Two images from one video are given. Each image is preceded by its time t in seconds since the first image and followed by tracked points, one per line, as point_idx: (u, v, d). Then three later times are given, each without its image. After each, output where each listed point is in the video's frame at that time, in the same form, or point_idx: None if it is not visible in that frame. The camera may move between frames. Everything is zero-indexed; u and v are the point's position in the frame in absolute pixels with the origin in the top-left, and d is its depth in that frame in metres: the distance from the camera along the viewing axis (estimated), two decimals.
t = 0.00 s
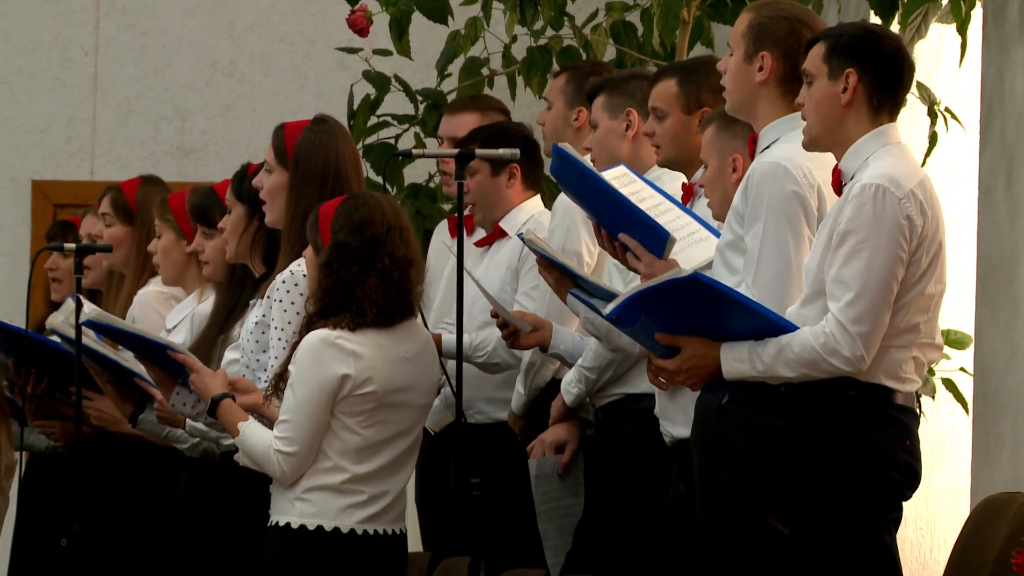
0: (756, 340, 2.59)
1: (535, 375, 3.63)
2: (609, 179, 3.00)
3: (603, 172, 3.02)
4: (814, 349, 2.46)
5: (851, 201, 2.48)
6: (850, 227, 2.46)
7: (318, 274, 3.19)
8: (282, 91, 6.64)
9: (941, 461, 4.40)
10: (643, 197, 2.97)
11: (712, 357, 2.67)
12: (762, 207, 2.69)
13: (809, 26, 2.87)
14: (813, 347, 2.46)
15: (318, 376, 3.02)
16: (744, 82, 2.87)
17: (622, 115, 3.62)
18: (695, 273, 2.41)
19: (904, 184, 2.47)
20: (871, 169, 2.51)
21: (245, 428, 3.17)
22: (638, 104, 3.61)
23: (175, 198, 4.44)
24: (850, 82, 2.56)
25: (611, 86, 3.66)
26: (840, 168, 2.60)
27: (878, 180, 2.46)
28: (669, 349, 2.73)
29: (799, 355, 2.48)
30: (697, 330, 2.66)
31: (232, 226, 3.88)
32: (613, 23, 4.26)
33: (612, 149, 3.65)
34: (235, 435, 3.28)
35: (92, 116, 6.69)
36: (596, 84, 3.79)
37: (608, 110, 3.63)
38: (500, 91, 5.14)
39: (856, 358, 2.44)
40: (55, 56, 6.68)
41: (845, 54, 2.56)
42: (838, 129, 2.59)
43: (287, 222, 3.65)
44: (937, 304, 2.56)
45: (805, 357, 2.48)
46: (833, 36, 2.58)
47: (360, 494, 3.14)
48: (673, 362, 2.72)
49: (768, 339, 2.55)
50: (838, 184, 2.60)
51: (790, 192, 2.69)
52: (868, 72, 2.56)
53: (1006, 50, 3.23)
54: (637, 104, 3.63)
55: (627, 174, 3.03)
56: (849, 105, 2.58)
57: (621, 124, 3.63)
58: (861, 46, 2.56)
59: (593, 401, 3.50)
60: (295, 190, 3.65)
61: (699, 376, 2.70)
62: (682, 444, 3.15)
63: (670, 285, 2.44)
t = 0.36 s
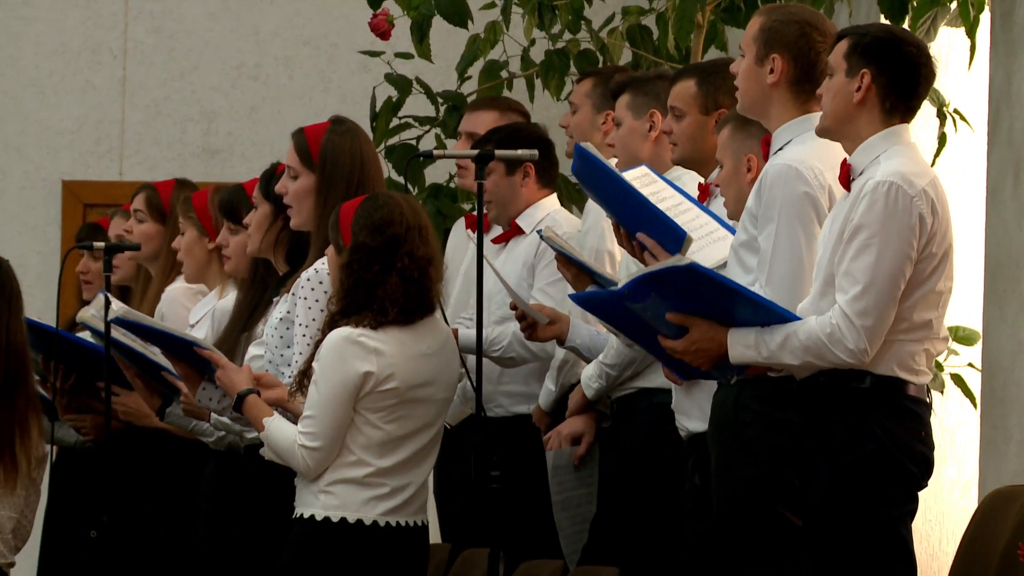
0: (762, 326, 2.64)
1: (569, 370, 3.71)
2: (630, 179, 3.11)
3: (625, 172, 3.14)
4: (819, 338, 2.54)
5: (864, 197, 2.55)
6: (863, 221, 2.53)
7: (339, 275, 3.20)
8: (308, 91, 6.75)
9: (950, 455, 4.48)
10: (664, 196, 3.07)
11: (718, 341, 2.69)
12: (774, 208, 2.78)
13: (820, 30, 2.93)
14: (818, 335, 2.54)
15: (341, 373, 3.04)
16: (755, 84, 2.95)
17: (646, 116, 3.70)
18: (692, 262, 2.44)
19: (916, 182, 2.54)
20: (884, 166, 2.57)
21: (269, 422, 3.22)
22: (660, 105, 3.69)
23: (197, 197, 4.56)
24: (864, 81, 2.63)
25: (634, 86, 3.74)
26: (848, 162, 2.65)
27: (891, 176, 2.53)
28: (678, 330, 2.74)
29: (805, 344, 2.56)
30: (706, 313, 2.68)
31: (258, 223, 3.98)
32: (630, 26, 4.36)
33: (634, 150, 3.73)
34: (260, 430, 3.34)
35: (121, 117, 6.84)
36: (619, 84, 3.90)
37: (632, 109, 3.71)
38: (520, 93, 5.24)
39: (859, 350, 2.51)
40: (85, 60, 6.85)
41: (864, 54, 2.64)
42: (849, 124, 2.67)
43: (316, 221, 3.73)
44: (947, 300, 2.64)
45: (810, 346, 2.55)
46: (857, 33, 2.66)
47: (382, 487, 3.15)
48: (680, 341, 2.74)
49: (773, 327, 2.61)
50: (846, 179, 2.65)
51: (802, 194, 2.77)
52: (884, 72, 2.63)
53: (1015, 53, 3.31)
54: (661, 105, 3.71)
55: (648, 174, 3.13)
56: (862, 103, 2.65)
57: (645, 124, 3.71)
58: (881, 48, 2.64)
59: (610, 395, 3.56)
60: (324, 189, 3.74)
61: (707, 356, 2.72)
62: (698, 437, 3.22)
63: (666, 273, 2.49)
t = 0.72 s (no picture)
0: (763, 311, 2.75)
1: (593, 364, 3.79)
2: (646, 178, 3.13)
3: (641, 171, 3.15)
4: (806, 327, 2.64)
5: (866, 194, 2.63)
6: (863, 216, 2.62)
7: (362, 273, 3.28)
8: (330, 92, 6.88)
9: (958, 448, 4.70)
10: (680, 195, 3.10)
11: (721, 321, 2.80)
12: (789, 206, 2.86)
13: (830, 36, 3.01)
14: (805, 324, 2.64)
15: (365, 370, 3.10)
16: (766, 86, 3.03)
17: (668, 116, 3.78)
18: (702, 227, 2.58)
19: (917, 182, 2.62)
20: (891, 164, 2.65)
21: (294, 418, 3.30)
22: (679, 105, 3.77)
23: (223, 197, 4.66)
24: (882, 84, 2.71)
25: (659, 85, 3.81)
26: (864, 163, 2.74)
27: (892, 176, 2.61)
28: (686, 306, 2.85)
29: (794, 331, 2.66)
30: (713, 293, 2.78)
31: (283, 223, 4.08)
32: (645, 30, 4.43)
33: (654, 147, 3.82)
34: (285, 425, 3.37)
35: (149, 118, 6.99)
36: (645, 80, 4.01)
37: (655, 108, 3.79)
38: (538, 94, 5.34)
39: (842, 341, 2.61)
40: (114, 62, 7.00)
41: (883, 58, 2.72)
42: (865, 125, 2.75)
43: (342, 220, 3.82)
44: (951, 300, 2.70)
45: (799, 333, 2.66)
46: (877, 37, 2.74)
47: (403, 480, 3.21)
48: (687, 316, 2.85)
49: (769, 313, 2.73)
50: (860, 180, 2.75)
51: (815, 193, 2.84)
52: (902, 77, 2.71)
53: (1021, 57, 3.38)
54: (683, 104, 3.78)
55: (662, 174, 3.16)
56: (879, 105, 2.73)
57: (667, 123, 3.79)
58: (898, 53, 2.71)
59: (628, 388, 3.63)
60: (349, 190, 3.83)
61: (709, 335, 2.83)
62: (711, 431, 3.30)
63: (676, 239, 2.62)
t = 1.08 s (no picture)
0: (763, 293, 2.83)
1: (595, 359, 3.93)
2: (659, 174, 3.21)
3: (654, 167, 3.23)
4: (797, 310, 2.72)
5: (868, 187, 2.71)
6: (863, 208, 2.70)
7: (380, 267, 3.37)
8: (349, 93, 7.03)
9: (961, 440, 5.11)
10: (692, 190, 3.15)
11: (723, 300, 2.88)
12: (799, 204, 2.94)
13: (844, 39, 3.08)
14: (797, 308, 2.72)
15: (382, 362, 3.19)
16: (779, 84, 3.09)
17: (679, 113, 3.86)
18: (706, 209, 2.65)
19: (919, 176, 2.70)
20: (896, 159, 2.73)
21: (314, 409, 3.38)
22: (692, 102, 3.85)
23: (255, 189, 4.75)
24: (886, 81, 2.78)
25: (670, 83, 3.89)
26: (872, 160, 2.81)
27: (893, 170, 2.69)
28: (690, 285, 2.92)
29: (787, 314, 2.74)
30: (717, 272, 2.87)
31: (302, 219, 4.18)
32: (656, 32, 4.52)
33: (665, 146, 3.90)
34: (303, 416, 3.46)
35: (171, 118, 7.12)
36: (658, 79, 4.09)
37: (667, 106, 3.87)
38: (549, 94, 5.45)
39: (830, 326, 2.68)
40: (137, 62, 7.13)
41: (888, 56, 2.78)
42: (872, 123, 2.82)
43: (361, 218, 3.92)
44: (954, 294, 2.78)
45: (791, 316, 2.73)
46: (884, 37, 2.80)
47: (420, 471, 3.30)
48: (691, 295, 2.93)
49: (768, 295, 2.80)
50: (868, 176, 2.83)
51: (826, 190, 2.93)
52: (905, 74, 2.77)
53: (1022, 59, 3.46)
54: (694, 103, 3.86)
55: (674, 169, 3.22)
56: (883, 102, 2.80)
57: (677, 121, 3.87)
58: (904, 51, 2.77)
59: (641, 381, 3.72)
60: (368, 188, 3.92)
61: (711, 314, 2.91)
62: (720, 423, 3.37)
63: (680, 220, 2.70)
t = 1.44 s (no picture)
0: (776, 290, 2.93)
1: (597, 351, 3.97)
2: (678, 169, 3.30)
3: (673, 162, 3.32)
4: (814, 307, 2.79)
5: (880, 184, 2.78)
6: (875, 205, 2.76)
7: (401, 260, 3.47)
8: (369, 89, 7.16)
9: (969, 428, 5.32)
10: (710, 185, 3.25)
11: (736, 298, 2.99)
12: (814, 198, 3.02)
13: (859, 34, 3.16)
14: (814, 305, 2.79)
15: (400, 352, 3.29)
16: (795, 79, 3.17)
17: (689, 111, 3.94)
18: (722, 214, 2.76)
19: (929, 173, 2.76)
20: (906, 156, 2.79)
21: (335, 398, 3.47)
22: (703, 100, 3.93)
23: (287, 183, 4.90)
24: (892, 79, 2.86)
25: (679, 85, 3.97)
26: (881, 156, 2.89)
27: (904, 167, 2.76)
28: (702, 283, 3.05)
29: (803, 310, 2.82)
30: (729, 271, 2.98)
31: (325, 214, 4.28)
32: (669, 30, 4.61)
33: (680, 142, 3.98)
34: (325, 405, 3.56)
35: (196, 115, 7.27)
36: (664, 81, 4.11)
37: (676, 105, 3.95)
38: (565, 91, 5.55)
39: (847, 322, 2.75)
40: (163, 60, 7.27)
41: (894, 53, 2.86)
42: (880, 118, 2.89)
43: (382, 213, 4.04)
44: (964, 287, 2.84)
45: (807, 313, 2.81)
46: (888, 36, 2.88)
47: (437, 459, 3.40)
48: (704, 293, 3.05)
49: (784, 292, 2.89)
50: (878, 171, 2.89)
51: (841, 184, 3.01)
52: (911, 69, 2.85)
53: None
54: (703, 101, 3.95)
55: (693, 165, 3.30)
56: (892, 99, 2.87)
57: (689, 119, 3.95)
58: (910, 48, 2.85)
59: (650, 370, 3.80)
60: (389, 183, 4.01)
61: (725, 311, 3.03)
62: (733, 412, 3.45)
63: (697, 224, 2.80)
